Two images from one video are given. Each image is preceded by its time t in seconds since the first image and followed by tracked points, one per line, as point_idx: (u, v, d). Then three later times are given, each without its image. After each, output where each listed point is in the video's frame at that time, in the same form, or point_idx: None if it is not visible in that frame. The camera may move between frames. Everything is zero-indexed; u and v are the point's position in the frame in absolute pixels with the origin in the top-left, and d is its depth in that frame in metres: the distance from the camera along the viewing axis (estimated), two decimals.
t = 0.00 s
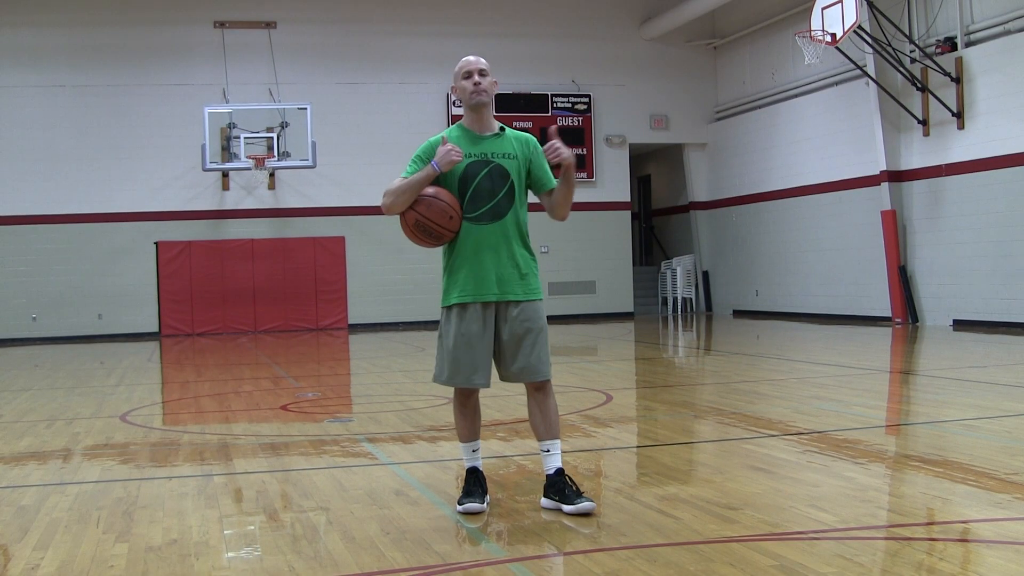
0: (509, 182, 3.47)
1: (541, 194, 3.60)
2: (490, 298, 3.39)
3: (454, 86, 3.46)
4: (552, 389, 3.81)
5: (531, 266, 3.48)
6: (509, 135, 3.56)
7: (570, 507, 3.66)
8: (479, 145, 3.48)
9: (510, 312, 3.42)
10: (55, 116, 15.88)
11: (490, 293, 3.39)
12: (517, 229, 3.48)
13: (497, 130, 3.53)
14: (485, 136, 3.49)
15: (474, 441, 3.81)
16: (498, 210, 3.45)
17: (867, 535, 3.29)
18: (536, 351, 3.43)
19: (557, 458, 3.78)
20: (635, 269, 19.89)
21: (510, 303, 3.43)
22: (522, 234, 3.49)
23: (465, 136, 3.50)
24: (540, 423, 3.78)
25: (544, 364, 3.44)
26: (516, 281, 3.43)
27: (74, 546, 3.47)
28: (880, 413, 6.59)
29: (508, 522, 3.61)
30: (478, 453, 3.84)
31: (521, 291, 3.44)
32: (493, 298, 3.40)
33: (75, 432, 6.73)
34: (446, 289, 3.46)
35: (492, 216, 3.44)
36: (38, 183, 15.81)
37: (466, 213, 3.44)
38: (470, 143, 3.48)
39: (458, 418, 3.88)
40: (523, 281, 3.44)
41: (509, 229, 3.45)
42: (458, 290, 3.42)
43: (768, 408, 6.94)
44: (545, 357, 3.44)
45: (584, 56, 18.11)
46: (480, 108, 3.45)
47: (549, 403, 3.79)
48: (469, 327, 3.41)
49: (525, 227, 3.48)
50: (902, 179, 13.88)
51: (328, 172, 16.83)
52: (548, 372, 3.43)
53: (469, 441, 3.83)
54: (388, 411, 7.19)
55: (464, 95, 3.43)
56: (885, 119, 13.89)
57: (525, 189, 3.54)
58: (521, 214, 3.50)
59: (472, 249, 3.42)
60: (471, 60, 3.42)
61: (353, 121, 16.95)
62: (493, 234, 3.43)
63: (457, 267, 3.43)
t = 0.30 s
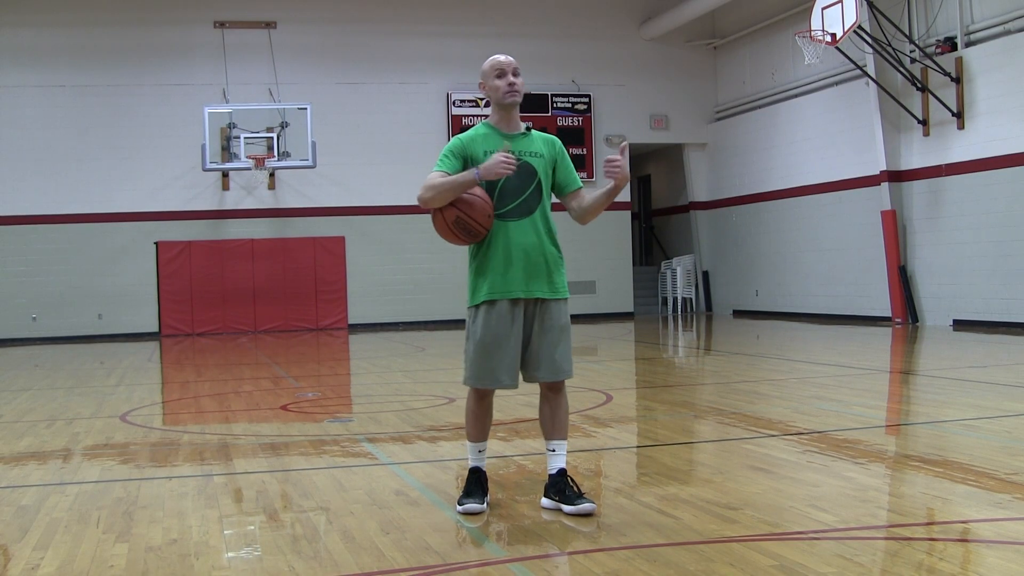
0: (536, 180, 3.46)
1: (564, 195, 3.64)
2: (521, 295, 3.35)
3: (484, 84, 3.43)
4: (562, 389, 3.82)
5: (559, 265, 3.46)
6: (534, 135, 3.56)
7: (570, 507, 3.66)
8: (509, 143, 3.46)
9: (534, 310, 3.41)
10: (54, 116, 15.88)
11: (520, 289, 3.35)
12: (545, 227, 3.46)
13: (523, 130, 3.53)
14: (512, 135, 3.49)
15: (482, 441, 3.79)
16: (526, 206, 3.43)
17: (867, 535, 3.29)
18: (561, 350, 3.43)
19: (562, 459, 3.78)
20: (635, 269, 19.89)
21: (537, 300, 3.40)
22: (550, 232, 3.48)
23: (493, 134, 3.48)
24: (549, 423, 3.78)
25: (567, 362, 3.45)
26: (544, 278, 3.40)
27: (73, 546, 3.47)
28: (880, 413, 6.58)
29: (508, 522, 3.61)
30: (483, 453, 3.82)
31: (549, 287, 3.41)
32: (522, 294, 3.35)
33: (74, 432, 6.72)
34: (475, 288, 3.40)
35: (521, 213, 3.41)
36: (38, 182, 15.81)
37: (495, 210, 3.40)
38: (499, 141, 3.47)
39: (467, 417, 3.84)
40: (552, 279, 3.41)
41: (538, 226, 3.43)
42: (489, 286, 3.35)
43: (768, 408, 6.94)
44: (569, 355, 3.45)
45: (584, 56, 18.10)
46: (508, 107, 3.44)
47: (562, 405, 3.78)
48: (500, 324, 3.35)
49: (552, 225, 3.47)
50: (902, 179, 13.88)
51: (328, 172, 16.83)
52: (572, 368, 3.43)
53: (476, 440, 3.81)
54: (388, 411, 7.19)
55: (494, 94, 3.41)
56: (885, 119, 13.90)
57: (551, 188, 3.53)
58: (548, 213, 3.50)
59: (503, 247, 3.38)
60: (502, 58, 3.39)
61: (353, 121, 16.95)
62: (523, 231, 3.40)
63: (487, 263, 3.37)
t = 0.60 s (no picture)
0: (562, 182, 3.46)
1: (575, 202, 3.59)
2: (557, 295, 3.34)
3: (511, 85, 3.42)
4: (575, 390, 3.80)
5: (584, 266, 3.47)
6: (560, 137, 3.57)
7: (571, 508, 3.66)
8: (535, 144, 3.45)
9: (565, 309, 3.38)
10: (54, 116, 15.88)
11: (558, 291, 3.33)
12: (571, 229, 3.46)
13: (549, 132, 3.53)
14: (539, 136, 3.48)
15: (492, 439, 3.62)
16: (553, 208, 3.41)
17: (867, 535, 3.29)
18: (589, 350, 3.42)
19: (563, 459, 3.78)
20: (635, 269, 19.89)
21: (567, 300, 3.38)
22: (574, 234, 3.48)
23: (520, 134, 3.45)
24: (555, 423, 3.77)
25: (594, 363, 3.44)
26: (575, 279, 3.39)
27: (72, 546, 3.47)
28: (880, 413, 6.58)
29: (508, 522, 3.61)
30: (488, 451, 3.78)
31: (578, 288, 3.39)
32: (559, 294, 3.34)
33: (74, 432, 6.72)
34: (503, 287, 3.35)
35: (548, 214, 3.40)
36: (38, 182, 15.81)
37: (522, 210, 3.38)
38: (526, 141, 3.45)
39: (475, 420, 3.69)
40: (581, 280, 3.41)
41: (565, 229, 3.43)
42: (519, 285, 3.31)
43: (768, 408, 6.94)
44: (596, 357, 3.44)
45: (583, 56, 18.10)
46: (536, 109, 3.42)
47: (573, 407, 3.77)
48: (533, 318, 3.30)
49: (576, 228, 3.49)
50: (902, 179, 13.89)
51: (328, 172, 16.84)
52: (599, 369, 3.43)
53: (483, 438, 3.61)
54: (389, 411, 7.19)
55: (520, 95, 3.40)
56: (885, 119, 13.90)
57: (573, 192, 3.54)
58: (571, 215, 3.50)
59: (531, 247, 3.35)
60: (529, 59, 3.37)
61: (352, 121, 16.95)
62: (551, 232, 3.39)
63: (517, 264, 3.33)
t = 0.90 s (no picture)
0: (572, 182, 3.43)
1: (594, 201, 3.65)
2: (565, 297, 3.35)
3: (524, 81, 3.40)
4: (575, 390, 3.80)
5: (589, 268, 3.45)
6: (575, 135, 3.51)
7: (570, 508, 3.67)
8: (547, 144, 3.41)
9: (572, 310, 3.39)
10: (54, 116, 15.88)
11: (564, 292, 3.34)
12: (579, 231, 3.44)
13: (564, 130, 3.48)
14: (552, 134, 3.44)
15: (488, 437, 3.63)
16: (561, 209, 3.39)
17: (867, 535, 3.29)
18: (592, 352, 3.45)
19: (563, 459, 3.77)
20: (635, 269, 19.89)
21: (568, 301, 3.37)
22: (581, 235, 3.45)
23: (533, 132, 3.43)
24: (555, 423, 3.77)
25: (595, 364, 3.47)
26: (580, 281, 3.39)
27: (72, 546, 3.47)
28: (880, 413, 6.58)
29: (507, 522, 3.61)
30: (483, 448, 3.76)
31: (582, 291, 3.40)
32: (564, 296, 3.35)
33: (74, 432, 6.72)
34: (503, 282, 3.36)
35: (555, 215, 3.38)
36: (38, 182, 15.81)
37: (527, 210, 3.38)
38: (539, 140, 3.42)
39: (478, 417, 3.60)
40: (587, 283, 3.41)
41: (573, 230, 3.41)
42: (517, 284, 3.32)
43: (768, 408, 6.95)
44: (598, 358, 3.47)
45: (583, 56, 18.10)
46: (548, 106, 3.39)
47: (573, 408, 3.77)
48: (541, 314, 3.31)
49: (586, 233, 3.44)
50: (902, 180, 13.89)
51: (328, 172, 16.84)
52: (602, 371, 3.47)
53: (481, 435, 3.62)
54: (388, 411, 7.20)
55: (533, 91, 3.38)
56: (885, 119, 13.90)
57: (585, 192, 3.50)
58: (580, 217, 3.47)
59: (535, 247, 3.35)
60: (542, 54, 3.35)
61: (353, 121, 16.95)
62: (555, 232, 3.37)
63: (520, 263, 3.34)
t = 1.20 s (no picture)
0: (560, 180, 3.41)
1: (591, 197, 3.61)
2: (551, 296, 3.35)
3: (513, 83, 3.45)
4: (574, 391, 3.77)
5: (579, 266, 3.43)
6: (567, 133, 3.50)
7: (570, 508, 3.67)
8: (534, 143, 3.43)
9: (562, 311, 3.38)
10: (54, 116, 15.87)
11: (551, 292, 3.35)
12: (569, 228, 3.43)
13: (555, 128, 3.48)
14: (540, 133, 3.45)
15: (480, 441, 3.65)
16: (547, 207, 3.40)
17: (867, 536, 3.29)
18: (585, 353, 3.42)
19: (563, 459, 3.77)
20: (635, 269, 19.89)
21: (554, 302, 3.37)
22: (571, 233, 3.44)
23: (521, 132, 3.45)
24: (553, 424, 3.77)
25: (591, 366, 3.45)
26: (569, 279, 3.38)
27: (72, 547, 3.47)
28: (880, 413, 6.58)
29: (507, 522, 3.61)
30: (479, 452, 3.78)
31: (572, 289, 3.38)
32: (550, 295, 3.35)
33: (74, 432, 6.73)
34: (488, 284, 3.41)
35: (541, 214, 3.39)
36: (38, 182, 15.81)
37: (513, 209, 3.41)
38: (526, 140, 3.44)
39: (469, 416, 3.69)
40: (576, 280, 3.40)
41: (560, 228, 3.40)
42: (500, 286, 3.36)
43: (768, 408, 6.95)
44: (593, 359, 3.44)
45: (583, 56, 18.10)
46: (536, 106, 3.41)
47: (571, 409, 3.75)
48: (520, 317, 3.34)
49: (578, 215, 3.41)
50: (902, 180, 13.89)
51: (328, 172, 16.84)
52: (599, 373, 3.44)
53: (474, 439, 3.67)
54: (388, 411, 7.20)
55: (520, 92, 3.41)
56: (885, 119, 13.90)
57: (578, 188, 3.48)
58: (571, 215, 3.45)
59: (520, 246, 3.38)
60: (529, 55, 3.39)
61: (353, 121, 16.95)
62: (540, 231, 3.38)
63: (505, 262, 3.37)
